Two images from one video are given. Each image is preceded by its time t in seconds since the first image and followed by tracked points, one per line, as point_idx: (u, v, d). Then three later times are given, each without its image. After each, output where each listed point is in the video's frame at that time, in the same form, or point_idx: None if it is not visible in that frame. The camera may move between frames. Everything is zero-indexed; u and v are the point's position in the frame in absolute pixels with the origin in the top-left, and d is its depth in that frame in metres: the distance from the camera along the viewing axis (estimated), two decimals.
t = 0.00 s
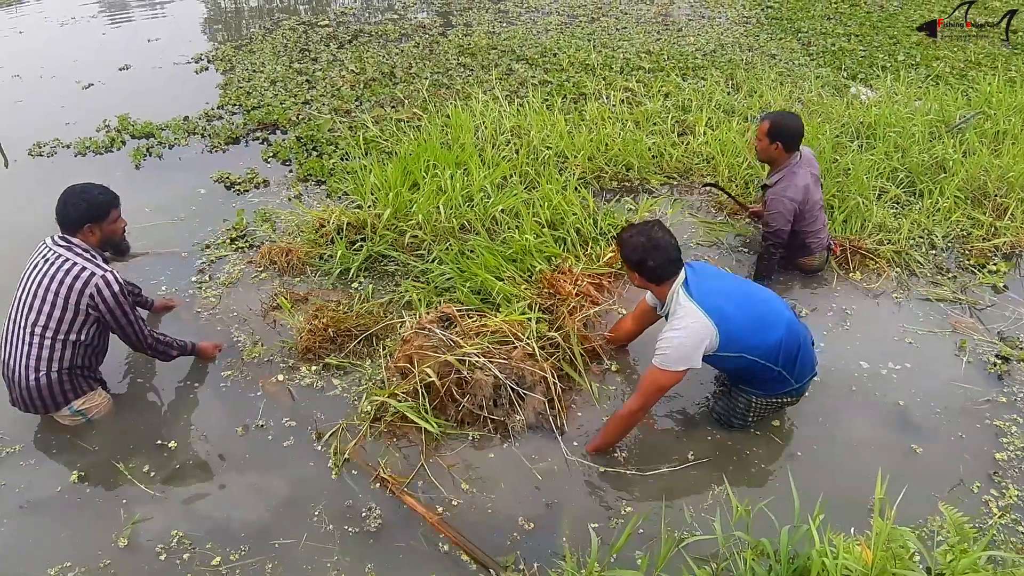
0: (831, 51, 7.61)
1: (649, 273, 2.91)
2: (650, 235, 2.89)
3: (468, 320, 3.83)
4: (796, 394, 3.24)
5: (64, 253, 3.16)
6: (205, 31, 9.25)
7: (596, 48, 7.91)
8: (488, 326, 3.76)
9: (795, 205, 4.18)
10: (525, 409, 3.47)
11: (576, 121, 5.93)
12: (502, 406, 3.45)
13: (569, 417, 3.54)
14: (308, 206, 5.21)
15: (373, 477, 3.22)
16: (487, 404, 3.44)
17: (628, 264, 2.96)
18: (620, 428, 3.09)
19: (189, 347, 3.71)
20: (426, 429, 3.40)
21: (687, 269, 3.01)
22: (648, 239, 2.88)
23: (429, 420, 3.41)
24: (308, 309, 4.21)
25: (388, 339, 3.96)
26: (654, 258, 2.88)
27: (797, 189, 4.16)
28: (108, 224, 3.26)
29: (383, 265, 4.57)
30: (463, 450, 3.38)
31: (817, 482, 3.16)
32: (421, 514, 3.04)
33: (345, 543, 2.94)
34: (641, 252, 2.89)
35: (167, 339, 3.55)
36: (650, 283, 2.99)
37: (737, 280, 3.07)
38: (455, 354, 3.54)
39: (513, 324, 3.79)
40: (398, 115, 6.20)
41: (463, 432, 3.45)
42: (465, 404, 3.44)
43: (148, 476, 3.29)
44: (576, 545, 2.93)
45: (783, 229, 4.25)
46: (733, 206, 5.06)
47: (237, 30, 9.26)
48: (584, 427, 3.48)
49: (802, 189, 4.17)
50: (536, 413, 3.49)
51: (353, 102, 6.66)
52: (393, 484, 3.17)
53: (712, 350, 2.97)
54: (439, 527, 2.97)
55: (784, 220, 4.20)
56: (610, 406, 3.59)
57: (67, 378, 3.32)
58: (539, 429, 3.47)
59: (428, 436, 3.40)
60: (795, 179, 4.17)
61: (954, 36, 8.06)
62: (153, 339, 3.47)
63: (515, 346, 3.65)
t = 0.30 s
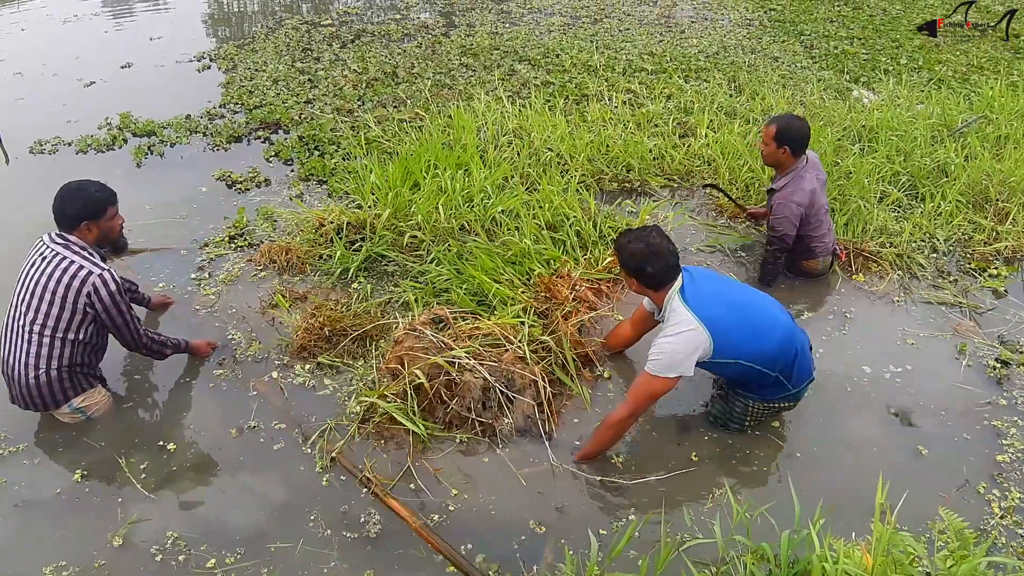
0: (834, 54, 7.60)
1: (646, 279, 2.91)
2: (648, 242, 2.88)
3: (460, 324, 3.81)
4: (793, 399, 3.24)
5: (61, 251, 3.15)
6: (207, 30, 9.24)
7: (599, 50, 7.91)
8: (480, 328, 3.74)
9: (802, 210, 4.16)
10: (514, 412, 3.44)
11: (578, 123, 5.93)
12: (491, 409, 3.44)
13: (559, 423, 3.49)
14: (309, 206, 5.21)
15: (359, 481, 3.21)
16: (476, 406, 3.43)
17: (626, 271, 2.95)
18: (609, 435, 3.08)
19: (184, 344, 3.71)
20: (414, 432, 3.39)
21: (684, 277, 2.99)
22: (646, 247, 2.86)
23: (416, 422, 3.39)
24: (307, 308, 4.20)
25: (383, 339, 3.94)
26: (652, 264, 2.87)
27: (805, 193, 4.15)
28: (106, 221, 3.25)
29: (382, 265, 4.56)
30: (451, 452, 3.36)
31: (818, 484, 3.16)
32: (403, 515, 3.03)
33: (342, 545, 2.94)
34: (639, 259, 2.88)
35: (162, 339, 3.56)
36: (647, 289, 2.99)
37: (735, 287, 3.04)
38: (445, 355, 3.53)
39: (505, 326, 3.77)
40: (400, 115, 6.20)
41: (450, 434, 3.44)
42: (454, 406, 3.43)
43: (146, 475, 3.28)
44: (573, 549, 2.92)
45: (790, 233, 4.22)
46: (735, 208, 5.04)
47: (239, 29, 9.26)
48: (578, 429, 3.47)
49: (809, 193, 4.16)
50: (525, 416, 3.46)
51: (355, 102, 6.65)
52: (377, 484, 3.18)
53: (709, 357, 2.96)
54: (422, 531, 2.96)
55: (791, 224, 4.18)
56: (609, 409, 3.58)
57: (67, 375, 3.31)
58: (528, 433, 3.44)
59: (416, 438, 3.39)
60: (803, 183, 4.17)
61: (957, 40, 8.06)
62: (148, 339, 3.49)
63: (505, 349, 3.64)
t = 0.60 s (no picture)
0: (836, 57, 7.59)
1: (646, 284, 2.91)
2: (648, 246, 2.87)
3: (451, 326, 3.80)
4: (791, 403, 3.21)
5: (61, 252, 3.14)
6: (209, 29, 9.24)
7: (601, 51, 7.90)
8: (472, 331, 3.73)
9: (800, 212, 4.17)
10: (501, 415, 3.41)
11: (579, 124, 5.92)
12: (478, 412, 3.41)
13: (548, 428, 3.47)
14: (309, 206, 5.20)
15: (343, 485, 3.20)
16: (463, 409, 3.40)
17: (625, 276, 2.94)
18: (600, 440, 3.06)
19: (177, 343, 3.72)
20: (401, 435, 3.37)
21: (678, 280, 3.00)
22: (645, 252, 2.85)
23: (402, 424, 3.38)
24: (305, 307, 4.20)
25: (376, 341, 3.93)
26: (653, 269, 2.86)
27: (804, 195, 4.15)
28: (105, 222, 3.24)
29: (381, 266, 4.55)
30: (437, 455, 3.35)
31: (818, 487, 3.15)
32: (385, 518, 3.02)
33: (339, 548, 2.93)
34: (639, 263, 2.87)
35: (157, 339, 3.59)
36: (643, 293, 2.99)
37: (732, 292, 3.03)
38: (434, 357, 3.52)
39: (496, 330, 3.77)
40: (401, 116, 6.19)
41: (436, 436, 3.43)
42: (440, 408, 3.41)
43: (141, 476, 3.27)
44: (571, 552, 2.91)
45: (788, 236, 4.23)
46: (735, 210, 5.03)
47: (241, 29, 9.26)
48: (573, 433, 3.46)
49: (807, 196, 4.16)
50: (513, 420, 3.42)
51: (356, 102, 6.65)
52: (358, 483, 3.18)
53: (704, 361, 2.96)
54: (403, 535, 2.96)
55: (789, 226, 4.19)
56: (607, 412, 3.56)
57: (68, 373, 3.31)
58: (515, 437, 3.42)
59: (402, 440, 3.38)
60: (803, 185, 4.16)
61: (959, 44, 8.05)
62: (145, 340, 3.50)
63: (496, 351, 3.62)
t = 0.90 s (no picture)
0: (837, 58, 7.60)
1: (641, 274, 2.92)
2: (643, 236, 2.88)
3: (441, 327, 3.80)
4: (790, 403, 3.20)
5: (60, 252, 3.13)
6: (211, 28, 9.23)
7: (602, 51, 7.90)
8: (464, 331, 3.73)
9: (814, 197, 4.15)
10: (491, 416, 3.38)
11: (581, 124, 5.92)
12: (467, 412, 3.38)
13: (539, 429, 3.45)
14: (309, 205, 5.19)
15: (333, 487, 3.17)
16: (452, 409, 3.37)
17: (622, 265, 2.96)
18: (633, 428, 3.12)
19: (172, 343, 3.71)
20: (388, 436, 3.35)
21: (681, 274, 3.00)
22: (640, 241, 2.87)
23: (388, 424, 3.36)
24: (303, 305, 4.21)
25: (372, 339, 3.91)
26: (647, 259, 2.87)
27: (814, 182, 4.14)
28: (105, 223, 3.22)
29: (381, 266, 4.53)
30: (426, 456, 3.32)
31: (820, 488, 3.15)
32: (374, 522, 2.97)
33: (338, 549, 2.92)
34: (634, 254, 2.88)
35: (154, 341, 3.60)
36: (643, 285, 2.99)
37: (733, 287, 3.03)
38: (424, 357, 3.51)
39: (489, 330, 3.76)
40: (403, 115, 6.18)
41: (425, 437, 3.39)
42: (430, 408, 3.39)
43: (138, 476, 3.26)
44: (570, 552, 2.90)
45: (805, 221, 4.19)
46: (736, 211, 5.03)
47: (243, 28, 9.25)
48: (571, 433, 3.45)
49: (819, 181, 4.15)
50: (502, 421, 3.40)
51: (358, 101, 6.65)
52: (347, 483, 3.16)
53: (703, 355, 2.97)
54: (390, 538, 2.91)
55: (805, 212, 4.16)
56: (605, 413, 3.55)
57: (65, 373, 3.31)
58: (505, 438, 3.39)
59: (389, 440, 3.35)
60: (813, 172, 4.16)
61: (959, 45, 8.07)
62: (141, 343, 3.51)
63: (487, 352, 3.62)
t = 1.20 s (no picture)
0: (840, 59, 7.61)
1: (647, 260, 2.93)
2: (650, 222, 2.91)
3: (434, 327, 3.79)
4: (789, 405, 3.16)
5: (62, 251, 3.13)
6: (214, 25, 9.21)
7: (606, 51, 7.90)
8: (458, 331, 3.73)
9: (819, 189, 4.18)
10: (483, 417, 3.36)
11: (584, 124, 5.93)
12: (460, 413, 3.36)
13: (533, 430, 3.43)
14: (312, 202, 5.19)
15: (329, 488, 3.14)
16: (444, 410, 3.35)
17: (628, 250, 2.99)
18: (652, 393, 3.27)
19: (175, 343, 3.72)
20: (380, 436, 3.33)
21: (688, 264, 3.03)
22: (646, 227, 2.89)
23: (381, 424, 3.35)
24: (303, 302, 4.21)
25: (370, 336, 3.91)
26: (651, 247, 2.89)
27: (817, 176, 4.18)
28: (107, 224, 3.16)
29: (382, 265, 4.53)
30: (416, 458, 3.31)
31: (822, 489, 3.15)
32: (372, 526, 2.92)
33: (339, 547, 2.92)
34: (640, 240, 2.91)
35: (153, 344, 3.58)
36: (647, 272, 3.01)
37: (735, 280, 3.06)
38: (417, 356, 3.50)
39: (483, 330, 3.77)
40: (407, 114, 6.18)
41: (418, 438, 3.38)
42: (422, 409, 3.37)
43: (135, 475, 3.26)
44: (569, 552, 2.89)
45: (812, 212, 4.18)
46: (737, 211, 5.03)
47: (245, 25, 9.23)
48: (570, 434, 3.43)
49: (821, 175, 4.20)
50: (495, 422, 3.37)
51: (362, 99, 6.64)
52: (344, 483, 3.13)
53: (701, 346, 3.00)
54: (389, 544, 2.86)
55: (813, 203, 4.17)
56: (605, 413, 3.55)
57: (62, 371, 3.30)
58: (498, 440, 3.36)
59: (382, 441, 3.34)
60: (815, 167, 4.20)
61: (962, 48, 8.08)
62: (140, 346, 3.49)
63: (481, 352, 3.62)
